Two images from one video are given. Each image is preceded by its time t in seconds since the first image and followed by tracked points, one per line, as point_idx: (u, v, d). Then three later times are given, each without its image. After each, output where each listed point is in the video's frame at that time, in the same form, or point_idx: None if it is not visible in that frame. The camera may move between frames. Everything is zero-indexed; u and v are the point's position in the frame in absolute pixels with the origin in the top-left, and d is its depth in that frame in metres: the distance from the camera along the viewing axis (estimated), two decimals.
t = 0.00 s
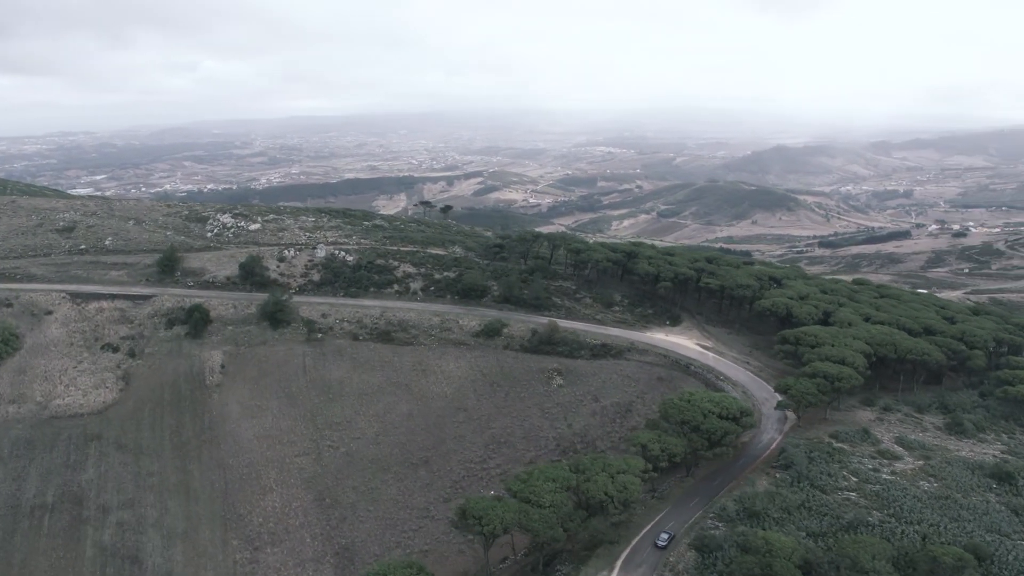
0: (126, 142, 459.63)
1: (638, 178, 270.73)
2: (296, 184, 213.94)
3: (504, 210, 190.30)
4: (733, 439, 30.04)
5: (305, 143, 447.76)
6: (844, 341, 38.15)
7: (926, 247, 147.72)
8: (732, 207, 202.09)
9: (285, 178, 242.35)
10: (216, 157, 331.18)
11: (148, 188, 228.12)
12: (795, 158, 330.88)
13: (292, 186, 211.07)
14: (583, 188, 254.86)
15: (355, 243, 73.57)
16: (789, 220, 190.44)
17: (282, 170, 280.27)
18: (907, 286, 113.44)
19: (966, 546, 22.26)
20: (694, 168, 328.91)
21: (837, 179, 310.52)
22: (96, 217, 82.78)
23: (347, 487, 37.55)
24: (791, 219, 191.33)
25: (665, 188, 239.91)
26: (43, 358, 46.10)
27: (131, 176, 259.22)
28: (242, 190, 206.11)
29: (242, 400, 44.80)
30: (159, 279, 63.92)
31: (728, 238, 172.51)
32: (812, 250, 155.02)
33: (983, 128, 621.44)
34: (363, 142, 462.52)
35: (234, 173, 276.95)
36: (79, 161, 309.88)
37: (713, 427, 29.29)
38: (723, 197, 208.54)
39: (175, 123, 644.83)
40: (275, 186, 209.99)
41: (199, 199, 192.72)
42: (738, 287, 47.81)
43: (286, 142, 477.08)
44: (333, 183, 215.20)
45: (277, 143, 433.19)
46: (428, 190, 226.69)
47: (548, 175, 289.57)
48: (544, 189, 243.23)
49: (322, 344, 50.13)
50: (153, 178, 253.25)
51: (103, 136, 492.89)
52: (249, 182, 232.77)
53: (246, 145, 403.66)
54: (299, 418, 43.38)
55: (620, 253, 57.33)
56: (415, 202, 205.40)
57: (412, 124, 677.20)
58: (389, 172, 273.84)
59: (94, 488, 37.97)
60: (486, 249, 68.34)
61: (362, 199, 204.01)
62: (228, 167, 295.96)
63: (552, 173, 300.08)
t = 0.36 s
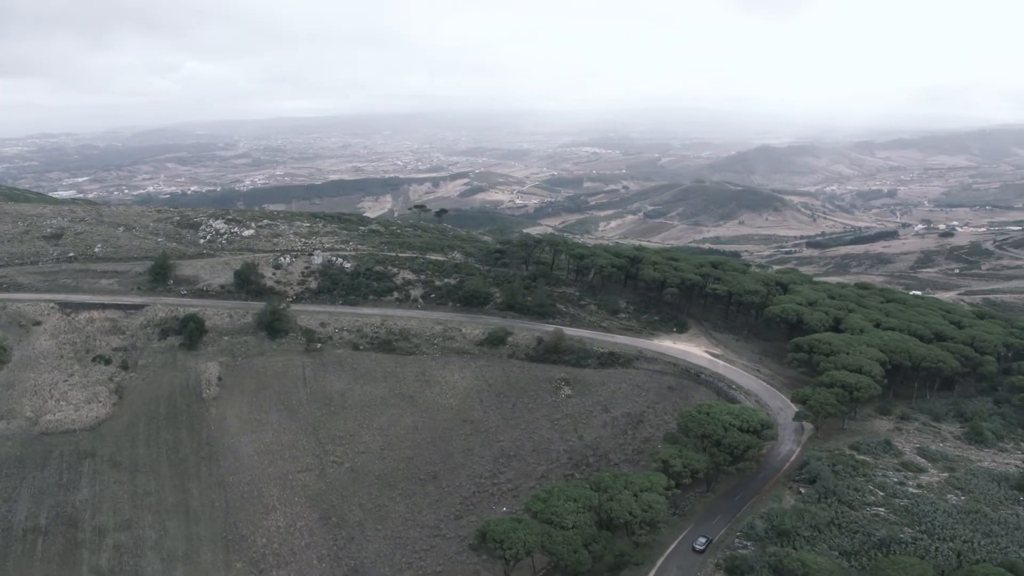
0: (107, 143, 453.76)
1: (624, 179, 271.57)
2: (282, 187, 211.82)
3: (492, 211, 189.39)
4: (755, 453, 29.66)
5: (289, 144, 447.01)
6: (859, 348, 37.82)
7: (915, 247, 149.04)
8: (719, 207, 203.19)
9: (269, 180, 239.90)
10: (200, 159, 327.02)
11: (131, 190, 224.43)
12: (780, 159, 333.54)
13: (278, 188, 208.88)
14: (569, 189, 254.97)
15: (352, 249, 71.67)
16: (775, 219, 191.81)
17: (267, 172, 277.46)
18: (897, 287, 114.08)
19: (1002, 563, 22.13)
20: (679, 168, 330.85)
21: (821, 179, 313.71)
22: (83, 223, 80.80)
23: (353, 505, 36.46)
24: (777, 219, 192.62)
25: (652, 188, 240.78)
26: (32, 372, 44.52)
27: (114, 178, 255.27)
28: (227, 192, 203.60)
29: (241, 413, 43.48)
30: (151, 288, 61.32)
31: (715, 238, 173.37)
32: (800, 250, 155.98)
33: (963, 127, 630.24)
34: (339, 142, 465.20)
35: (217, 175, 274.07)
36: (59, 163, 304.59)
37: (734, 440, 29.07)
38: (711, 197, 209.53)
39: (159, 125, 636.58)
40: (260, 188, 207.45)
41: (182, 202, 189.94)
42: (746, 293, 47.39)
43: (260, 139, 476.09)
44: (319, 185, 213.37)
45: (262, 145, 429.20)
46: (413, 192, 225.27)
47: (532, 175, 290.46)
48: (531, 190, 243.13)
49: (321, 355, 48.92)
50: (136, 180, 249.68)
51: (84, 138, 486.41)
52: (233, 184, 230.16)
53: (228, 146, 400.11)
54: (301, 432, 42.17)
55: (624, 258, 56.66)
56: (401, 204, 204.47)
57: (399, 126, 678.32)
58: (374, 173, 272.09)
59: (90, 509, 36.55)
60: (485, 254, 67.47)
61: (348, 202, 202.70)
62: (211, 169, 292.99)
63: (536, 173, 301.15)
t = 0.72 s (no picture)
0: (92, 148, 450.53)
1: (613, 184, 272.32)
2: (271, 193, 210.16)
3: (481, 217, 188.50)
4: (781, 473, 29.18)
5: (275, 149, 445.79)
6: (877, 362, 37.45)
7: (907, 252, 149.81)
8: (708, 213, 204.00)
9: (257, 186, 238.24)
10: (186, 165, 323.67)
11: (116, 197, 221.68)
12: (768, 164, 335.88)
13: (267, 194, 207.19)
14: (559, 195, 254.84)
15: (352, 260, 70.51)
16: (764, 224, 192.68)
17: (254, 177, 275.73)
18: (890, 292, 114.47)
19: None
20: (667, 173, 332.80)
21: (809, 183, 316.14)
22: (75, 234, 79.16)
23: (363, 528, 35.22)
24: (766, 223, 193.36)
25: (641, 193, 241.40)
26: (25, 391, 43.05)
27: (99, 184, 251.84)
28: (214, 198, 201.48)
29: (242, 432, 42.19)
30: (147, 301, 59.30)
31: (705, 243, 173.75)
32: (791, 256, 156.54)
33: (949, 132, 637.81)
34: (329, 147, 466.62)
35: (204, 180, 271.75)
36: (43, 169, 301.19)
37: (760, 460, 28.77)
38: (700, 203, 210.25)
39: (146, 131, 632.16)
40: (248, 194, 205.37)
41: (168, 208, 187.48)
42: (758, 305, 46.88)
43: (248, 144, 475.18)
44: (307, 191, 212.04)
45: (246, 149, 432.04)
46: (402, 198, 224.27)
47: (519, 180, 291.09)
48: (521, 196, 243.00)
49: (323, 371, 47.72)
50: (122, 187, 246.57)
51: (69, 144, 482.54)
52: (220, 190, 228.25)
53: (215, 152, 398.46)
54: (304, 452, 40.89)
55: (630, 268, 55.99)
56: (389, 210, 203.65)
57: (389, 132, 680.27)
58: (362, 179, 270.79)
59: (87, 534, 35.15)
60: (487, 265, 66.63)
61: (336, 208, 201.56)
62: (197, 174, 290.88)
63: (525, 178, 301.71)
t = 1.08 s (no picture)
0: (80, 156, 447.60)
1: (605, 192, 272.93)
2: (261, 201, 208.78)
3: (474, 225, 187.80)
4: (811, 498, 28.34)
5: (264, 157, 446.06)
6: (899, 379, 36.74)
7: (901, 259, 150.32)
8: (700, 220, 204.67)
9: (247, 194, 236.72)
10: (175, 173, 321.67)
11: (105, 205, 219.26)
12: (758, 171, 338.07)
13: (257, 202, 205.79)
14: (550, 203, 255.01)
15: (354, 273, 69.38)
16: (756, 231, 193.20)
17: (243, 185, 274.20)
18: (886, 301, 114.54)
19: None
20: (656, 180, 334.41)
21: (798, 190, 318.39)
22: (67, 247, 77.63)
23: (373, 556, 33.90)
24: (757, 230, 193.82)
25: (633, 201, 241.74)
26: (18, 412, 41.51)
27: (88, 193, 249.45)
28: (204, 206, 199.74)
29: (245, 455, 40.79)
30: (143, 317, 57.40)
31: (698, 251, 173.97)
32: (785, 263, 156.81)
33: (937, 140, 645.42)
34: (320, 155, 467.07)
35: (193, 188, 269.83)
36: (30, 177, 298.20)
37: (790, 485, 27.94)
38: (692, 210, 210.85)
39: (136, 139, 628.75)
40: (239, 202, 203.62)
41: (157, 217, 185.43)
42: (772, 319, 46.17)
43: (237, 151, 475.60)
44: (298, 199, 210.87)
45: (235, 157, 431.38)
46: (393, 206, 223.53)
47: (510, 188, 291.27)
48: (513, 203, 242.86)
49: (328, 389, 46.44)
50: (111, 195, 244.16)
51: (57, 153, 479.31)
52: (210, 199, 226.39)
53: (204, 160, 397.02)
54: (311, 476, 39.52)
55: (639, 281, 55.20)
56: (379, 219, 202.95)
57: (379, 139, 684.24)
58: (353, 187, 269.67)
59: (86, 565, 33.68)
60: (491, 279, 65.66)
61: (327, 217, 200.68)
62: (186, 182, 288.90)
63: (515, 186, 301.81)
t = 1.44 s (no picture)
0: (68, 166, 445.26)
1: (596, 201, 273.29)
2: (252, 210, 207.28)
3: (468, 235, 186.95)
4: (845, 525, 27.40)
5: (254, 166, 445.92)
6: (923, 398, 35.96)
7: (896, 268, 150.57)
8: (693, 230, 205.03)
9: (237, 204, 235.08)
10: (165, 182, 319.60)
11: (93, 215, 216.89)
12: (750, 180, 339.96)
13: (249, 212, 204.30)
14: (542, 212, 255.02)
15: (356, 288, 68.17)
16: (750, 240, 193.43)
17: (234, 195, 272.74)
18: (882, 311, 114.43)
19: None
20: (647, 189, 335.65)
21: (789, 199, 320.29)
22: (60, 262, 76.03)
23: None
24: (750, 239, 194.09)
25: (627, 210, 241.91)
26: (11, 437, 39.90)
27: (77, 202, 247.28)
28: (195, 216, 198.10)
29: (250, 481, 39.37)
30: (141, 336, 55.43)
31: (692, 260, 173.88)
32: (779, 273, 156.81)
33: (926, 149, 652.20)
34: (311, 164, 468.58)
35: (183, 198, 268.29)
36: (17, 187, 295.60)
37: (824, 513, 27.02)
38: (686, 220, 211.16)
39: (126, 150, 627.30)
40: (230, 212, 201.75)
41: (147, 227, 183.40)
42: (788, 336, 45.39)
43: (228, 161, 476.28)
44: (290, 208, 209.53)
45: (225, 166, 430.33)
46: (384, 215, 222.74)
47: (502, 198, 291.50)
48: (505, 213, 242.50)
49: (333, 411, 45.10)
50: (100, 205, 242.03)
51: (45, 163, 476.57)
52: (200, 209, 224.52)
53: (194, 169, 395.16)
54: (318, 503, 38.08)
55: (650, 297, 54.36)
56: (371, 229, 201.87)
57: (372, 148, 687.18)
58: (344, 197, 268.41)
59: None
60: (497, 294, 64.62)
61: (319, 227, 199.51)
62: (176, 192, 287.21)
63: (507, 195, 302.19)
